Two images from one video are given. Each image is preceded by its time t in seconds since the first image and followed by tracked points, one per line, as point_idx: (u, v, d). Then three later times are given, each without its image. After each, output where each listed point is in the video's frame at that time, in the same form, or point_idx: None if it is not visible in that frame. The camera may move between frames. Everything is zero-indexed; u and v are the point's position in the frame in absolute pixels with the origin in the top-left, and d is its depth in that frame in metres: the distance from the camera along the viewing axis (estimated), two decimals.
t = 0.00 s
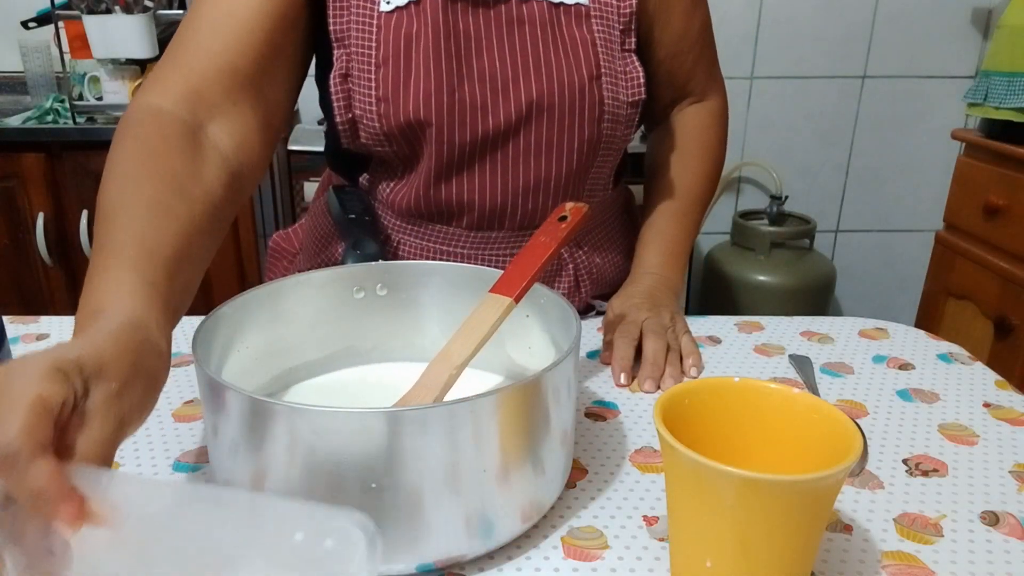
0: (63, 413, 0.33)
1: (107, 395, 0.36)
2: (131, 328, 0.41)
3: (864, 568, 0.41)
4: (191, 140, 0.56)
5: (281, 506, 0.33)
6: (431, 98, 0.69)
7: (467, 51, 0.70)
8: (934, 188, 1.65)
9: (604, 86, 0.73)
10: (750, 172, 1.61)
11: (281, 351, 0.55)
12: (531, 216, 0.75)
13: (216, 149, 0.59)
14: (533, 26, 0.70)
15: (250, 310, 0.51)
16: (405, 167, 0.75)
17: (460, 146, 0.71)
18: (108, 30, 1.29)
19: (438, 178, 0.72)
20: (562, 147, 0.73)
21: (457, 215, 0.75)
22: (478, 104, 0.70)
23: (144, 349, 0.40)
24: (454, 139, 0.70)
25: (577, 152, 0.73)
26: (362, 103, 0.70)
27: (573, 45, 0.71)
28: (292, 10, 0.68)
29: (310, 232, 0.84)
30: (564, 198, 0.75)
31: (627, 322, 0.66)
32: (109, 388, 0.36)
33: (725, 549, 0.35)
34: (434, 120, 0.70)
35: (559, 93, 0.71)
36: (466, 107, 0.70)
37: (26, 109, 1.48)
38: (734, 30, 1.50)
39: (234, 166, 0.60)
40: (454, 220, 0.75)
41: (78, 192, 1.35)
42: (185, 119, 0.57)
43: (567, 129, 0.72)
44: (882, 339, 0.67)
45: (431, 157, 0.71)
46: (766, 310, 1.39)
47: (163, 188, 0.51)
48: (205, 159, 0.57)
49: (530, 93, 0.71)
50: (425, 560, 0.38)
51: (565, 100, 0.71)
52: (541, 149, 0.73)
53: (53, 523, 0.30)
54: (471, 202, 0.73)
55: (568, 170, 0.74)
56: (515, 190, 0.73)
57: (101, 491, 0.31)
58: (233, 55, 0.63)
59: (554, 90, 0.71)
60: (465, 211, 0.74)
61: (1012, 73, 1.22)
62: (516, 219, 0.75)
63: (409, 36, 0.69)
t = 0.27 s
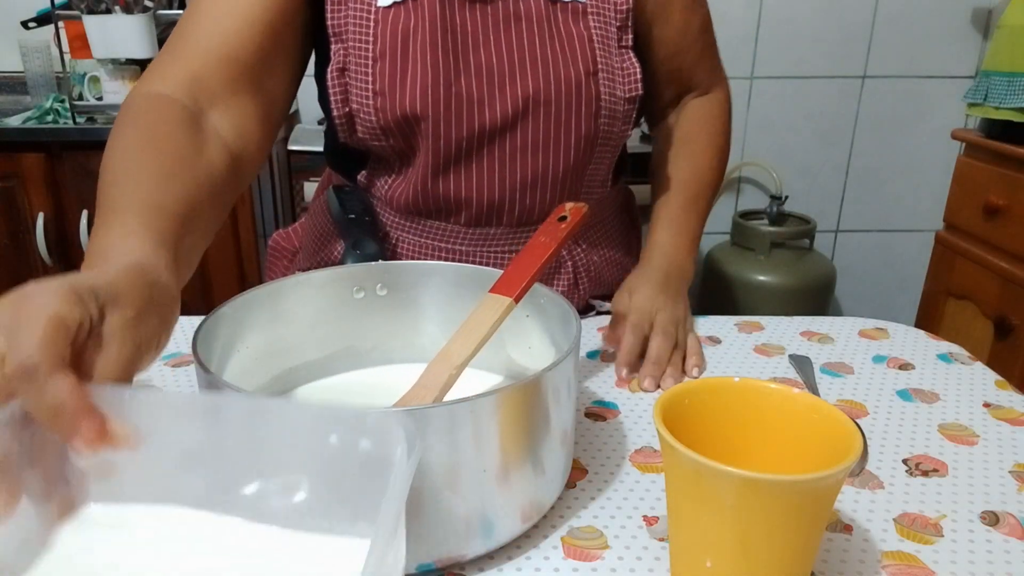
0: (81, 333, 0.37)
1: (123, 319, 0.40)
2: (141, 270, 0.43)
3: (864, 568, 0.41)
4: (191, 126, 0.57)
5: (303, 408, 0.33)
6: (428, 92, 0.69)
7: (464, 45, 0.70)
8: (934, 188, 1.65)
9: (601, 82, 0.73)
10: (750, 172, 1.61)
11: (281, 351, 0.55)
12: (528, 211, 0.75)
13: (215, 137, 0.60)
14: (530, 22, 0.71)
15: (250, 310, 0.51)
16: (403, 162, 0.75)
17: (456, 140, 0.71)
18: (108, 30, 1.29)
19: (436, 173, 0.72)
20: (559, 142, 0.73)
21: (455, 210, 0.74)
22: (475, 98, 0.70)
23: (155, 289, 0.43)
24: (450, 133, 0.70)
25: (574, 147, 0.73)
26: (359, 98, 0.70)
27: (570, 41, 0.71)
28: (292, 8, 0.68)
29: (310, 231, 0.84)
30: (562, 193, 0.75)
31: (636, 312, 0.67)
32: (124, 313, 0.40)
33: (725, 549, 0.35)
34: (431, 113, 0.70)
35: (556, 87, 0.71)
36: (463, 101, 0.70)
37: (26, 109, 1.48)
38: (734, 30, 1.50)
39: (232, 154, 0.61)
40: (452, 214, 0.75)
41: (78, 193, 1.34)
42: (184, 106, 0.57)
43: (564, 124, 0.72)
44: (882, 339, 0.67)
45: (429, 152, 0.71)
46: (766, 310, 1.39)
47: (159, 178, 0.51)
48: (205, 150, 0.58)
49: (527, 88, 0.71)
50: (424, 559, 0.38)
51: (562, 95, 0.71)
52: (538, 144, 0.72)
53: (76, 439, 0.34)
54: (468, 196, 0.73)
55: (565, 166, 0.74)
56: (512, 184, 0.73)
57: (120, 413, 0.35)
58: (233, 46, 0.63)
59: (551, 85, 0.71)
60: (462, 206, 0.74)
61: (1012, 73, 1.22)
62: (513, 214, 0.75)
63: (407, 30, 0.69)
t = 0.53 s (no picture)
0: (99, 267, 0.39)
1: (139, 255, 0.42)
2: (149, 217, 0.45)
3: (864, 568, 0.41)
4: (197, 105, 0.59)
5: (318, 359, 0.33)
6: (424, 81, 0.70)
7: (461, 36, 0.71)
8: (934, 188, 1.65)
9: (597, 74, 0.73)
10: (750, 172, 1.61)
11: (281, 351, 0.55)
12: (524, 202, 0.75)
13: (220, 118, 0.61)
14: (527, 15, 0.72)
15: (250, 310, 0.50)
16: (400, 153, 0.75)
17: (452, 129, 0.71)
18: (108, 30, 1.29)
19: (431, 163, 0.72)
20: (555, 134, 0.73)
21: (451, 200, 0.74)
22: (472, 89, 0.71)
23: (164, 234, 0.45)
24: (446, 123, 0.71)
25: (571, 139, 0.74)
26: (357, 87, 0.71)
27: (566, 34, 0.72)
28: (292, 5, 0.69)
29: (310, 229, 0.84)
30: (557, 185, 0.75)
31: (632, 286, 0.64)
32: (140, 250, 0.42)
33: (725, 549, 0.35)
34: (427, 102, 0.70)
35: (552, 79, 0.72)
36: (459, 90, 0.71)
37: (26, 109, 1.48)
38: (734, 30, 1.50)
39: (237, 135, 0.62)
40: (448, 205, 0.75)
41: (77, 193, 1.34)
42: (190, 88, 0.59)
43: (560, 116, 0.73)
44: (882, 339, 0.67)
45: (424, 141, 0.72)
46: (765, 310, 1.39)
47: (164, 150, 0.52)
48: (209, 131, 0.59)
49: (522, 79, 0.71)
50: (424, 559, 0.38)
51: (558, 86, 0.72)
52: (534, 135, 0.73)
53: (96, 363, 0.34)
54: (464, 186, 0.73)
55: (562, 158, 0.74)
56: (508, 175, 0.73)
57: (142, 339, 0.35)
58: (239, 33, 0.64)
59: (547, 76, 0.71)
60: (458, 196, 0.74)
61: (1013, 73, 1.22)
62: (509, 205, 0.75)
63: (405, 20, 0.70)
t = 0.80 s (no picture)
0: (105, 197, 0.44)
1: (143, 190, 0.48)
2: (155, 167, 0.51)
3: (865, 568, 0.41)
4: (201, 80, 0.64)
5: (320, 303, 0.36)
6: (423, 67, 0.71)
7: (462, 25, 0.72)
8: (934, 188, 1.65)
9: (595, 67, 0.73)
10: (749, 172, 1.61)
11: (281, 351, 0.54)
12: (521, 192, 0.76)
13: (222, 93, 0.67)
14: (527, 7, 0.73)
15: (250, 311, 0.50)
16: (398, 141, 0.76)
17: (450, 117, 0.72)
18: (108, 30, 1.29)
19: (428, 150, 0.73)
20: (553, 124, 0.74)
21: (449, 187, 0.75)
22: (471, 76, 0.72)
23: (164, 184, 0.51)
24: (443, 109, 0.72)
25: (568, 130, 0.74)
26: (357, 73, 0.72)
27: (565, 27, 0.73)
28: None
29: (310, 227, 0.83)
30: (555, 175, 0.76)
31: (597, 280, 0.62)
32: (144, 187, 0.48)
33: (725, 549, 0.35)
34: (425, 88, 0.71)
35: (550, 68, 0.72)
36: (457, 77, 0.72)
37: (26, 109, 1.48)
38: (734, 30, 1.50)
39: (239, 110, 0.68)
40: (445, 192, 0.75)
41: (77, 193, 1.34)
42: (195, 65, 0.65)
43: (558, 106, 0.73)
44: (882, 339, 0.67)
45: (422, 127, 0.72)
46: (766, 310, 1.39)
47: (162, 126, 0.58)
48: (213, 107, 0.65)
49: (521, 68, 0.72)
50: (424, 559, 0.38)
51: (556, 75, 0.72)
52: (532, 124, 0.74)
53: (99, 290, 0.35)
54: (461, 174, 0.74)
55: (559, 148, 0.75)
56: (504, 163, 0.74)
57: (146, 270, 0.37)
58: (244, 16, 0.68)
59: (545, 65, 0.72)
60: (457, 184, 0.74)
61: (1013, 73, 1.22)
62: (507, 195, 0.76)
63: (408, 9, 0.71)
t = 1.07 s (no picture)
0: (107, 146, 0.47)
1: (144, 142, 0.52)
2: (154, 121, 0.55)
3: (865, 568, 0.41)
4: (200, 65, 0.67)
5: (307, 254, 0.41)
6: (416, 60, 0.74)
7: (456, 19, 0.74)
8: (934, 188, 1.65)
9: (589, 62, 0.75)
10: (750, 172, 1.61)
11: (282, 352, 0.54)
12: (514, 182, 0.78)
13: (220, 79, 0.69)
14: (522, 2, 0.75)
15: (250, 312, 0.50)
16: (392, 133, 0.78)
17: (443, 109, 0.75)
18: (108, 31, 1.29)
19: (421, 141, 0.76)
20: (545, 117, 0.76)
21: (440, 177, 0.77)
22: (464, 69, 0.75)
23: (159, 138, 0.55)
24: (436, 100, 0.75)
25: (560, 123, 0.76)
26: (353, 66, 0.75)
27: (559, 22, 0.75)
28: None
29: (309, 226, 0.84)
30: (547, 168, 0.79)
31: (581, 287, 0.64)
32: (145, 139, 0.52)
33: (725, 549, 0.35)
34: (417, 80, 0.74)
35: (543, 62, 0.74)
36: (449, 69, 0.74)
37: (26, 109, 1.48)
38: (734, 30, 1.50)
39: (235, 96, 0.70)
40: (437, 182, 0.78)
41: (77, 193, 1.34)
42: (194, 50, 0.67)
43: (550, 100, 0.75)
44: (882, 339, 0.67)
45: (415, 118, 0.75)
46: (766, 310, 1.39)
47: (165, 97, 0.59)
48: (208, 88, 0.66)
49: (514, 62, 0.75)
50: (423, 559, 0.38)
51: (548, 70, 0.74)
52: (524, 117, 0.76)
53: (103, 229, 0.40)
54: (454, 164, 0.77)
55: (551, 141, 0.77)
56: (497, 154, 0.77)
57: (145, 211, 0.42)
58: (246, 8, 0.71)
59: (537, 59, 0.74)
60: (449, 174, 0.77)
61: (1013, 74, 1.22)
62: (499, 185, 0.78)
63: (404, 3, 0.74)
